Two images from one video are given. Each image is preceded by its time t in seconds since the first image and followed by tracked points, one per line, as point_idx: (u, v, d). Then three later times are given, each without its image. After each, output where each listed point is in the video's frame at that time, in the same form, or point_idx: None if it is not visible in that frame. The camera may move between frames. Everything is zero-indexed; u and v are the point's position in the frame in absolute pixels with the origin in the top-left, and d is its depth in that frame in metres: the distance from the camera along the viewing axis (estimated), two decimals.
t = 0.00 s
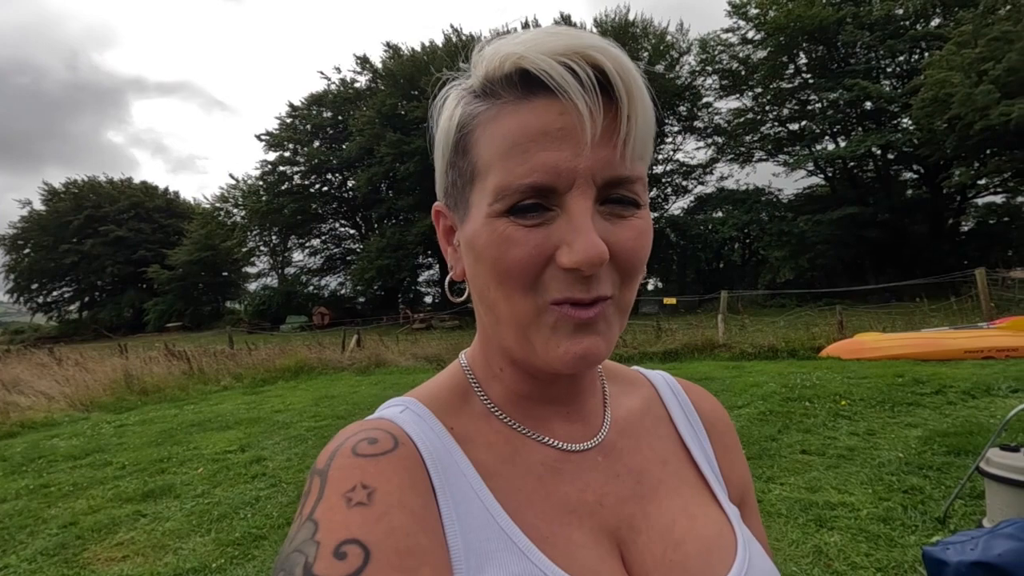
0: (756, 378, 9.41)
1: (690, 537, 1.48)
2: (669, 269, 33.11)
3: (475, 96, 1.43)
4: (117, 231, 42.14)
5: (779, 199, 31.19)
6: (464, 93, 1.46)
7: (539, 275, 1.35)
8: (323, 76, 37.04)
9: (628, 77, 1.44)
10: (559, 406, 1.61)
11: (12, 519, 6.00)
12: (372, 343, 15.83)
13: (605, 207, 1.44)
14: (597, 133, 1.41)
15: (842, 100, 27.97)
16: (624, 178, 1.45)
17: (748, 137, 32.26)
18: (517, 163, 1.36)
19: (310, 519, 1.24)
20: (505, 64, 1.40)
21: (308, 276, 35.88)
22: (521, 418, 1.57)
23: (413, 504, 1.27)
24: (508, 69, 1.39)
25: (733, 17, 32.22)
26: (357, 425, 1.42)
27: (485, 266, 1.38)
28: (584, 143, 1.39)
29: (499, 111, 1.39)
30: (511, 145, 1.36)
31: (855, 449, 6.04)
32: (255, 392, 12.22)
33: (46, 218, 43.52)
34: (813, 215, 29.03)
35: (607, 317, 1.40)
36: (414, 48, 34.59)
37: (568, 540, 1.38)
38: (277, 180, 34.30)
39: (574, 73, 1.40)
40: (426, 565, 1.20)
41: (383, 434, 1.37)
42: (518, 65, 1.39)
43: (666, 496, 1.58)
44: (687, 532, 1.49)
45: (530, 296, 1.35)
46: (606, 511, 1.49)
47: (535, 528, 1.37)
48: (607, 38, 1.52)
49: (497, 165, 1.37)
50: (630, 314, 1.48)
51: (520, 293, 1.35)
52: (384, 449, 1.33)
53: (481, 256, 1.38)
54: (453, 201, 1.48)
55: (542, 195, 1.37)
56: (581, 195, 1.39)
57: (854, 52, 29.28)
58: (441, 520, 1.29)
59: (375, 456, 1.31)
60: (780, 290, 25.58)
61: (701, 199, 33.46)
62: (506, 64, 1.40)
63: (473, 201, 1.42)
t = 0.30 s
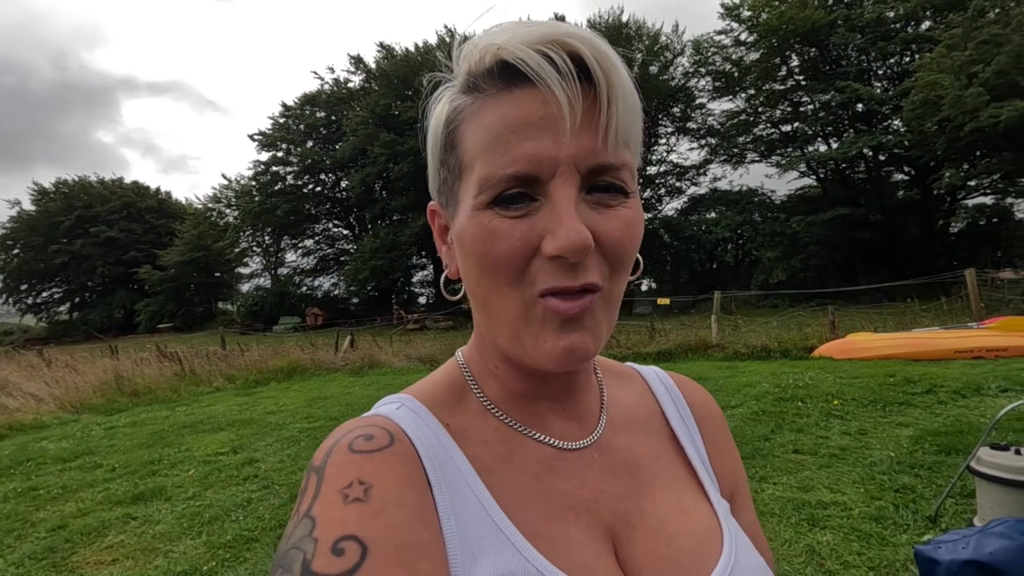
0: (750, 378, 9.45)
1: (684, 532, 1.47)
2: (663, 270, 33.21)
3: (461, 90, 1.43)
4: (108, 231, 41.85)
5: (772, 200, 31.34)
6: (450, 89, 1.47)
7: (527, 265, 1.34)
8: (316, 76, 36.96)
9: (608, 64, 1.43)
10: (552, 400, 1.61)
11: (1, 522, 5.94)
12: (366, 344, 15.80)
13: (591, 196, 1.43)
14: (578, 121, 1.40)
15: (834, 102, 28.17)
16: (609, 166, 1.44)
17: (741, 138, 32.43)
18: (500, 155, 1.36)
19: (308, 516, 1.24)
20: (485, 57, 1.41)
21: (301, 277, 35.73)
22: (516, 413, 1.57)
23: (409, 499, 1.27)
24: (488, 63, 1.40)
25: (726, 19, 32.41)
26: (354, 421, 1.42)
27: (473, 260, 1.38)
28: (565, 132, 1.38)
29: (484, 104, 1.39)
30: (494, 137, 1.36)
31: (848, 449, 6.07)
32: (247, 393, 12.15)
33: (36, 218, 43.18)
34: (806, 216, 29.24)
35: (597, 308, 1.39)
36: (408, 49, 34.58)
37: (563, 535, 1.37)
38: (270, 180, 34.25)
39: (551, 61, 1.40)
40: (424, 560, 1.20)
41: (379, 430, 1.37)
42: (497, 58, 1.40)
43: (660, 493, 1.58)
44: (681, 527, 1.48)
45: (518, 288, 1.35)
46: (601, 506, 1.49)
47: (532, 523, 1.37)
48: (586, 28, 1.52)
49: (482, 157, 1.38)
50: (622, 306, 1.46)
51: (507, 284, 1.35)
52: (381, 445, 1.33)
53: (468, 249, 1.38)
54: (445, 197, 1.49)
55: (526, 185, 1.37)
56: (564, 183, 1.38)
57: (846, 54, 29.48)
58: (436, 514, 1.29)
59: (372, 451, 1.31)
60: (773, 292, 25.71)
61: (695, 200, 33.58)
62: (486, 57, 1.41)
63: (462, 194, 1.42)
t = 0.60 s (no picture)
0: (742, 378, 9.50)
1: (672, 531, 1.47)
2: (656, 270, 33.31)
3: (436, 90, 1.43)
4: (98, 231, 41.49)
5: (765, 200, 31.51)
6: (427, 89, 1.47)
7: (506, 261, 1.34)
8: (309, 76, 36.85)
9: (581, 58, 1.43)
10: (540, 398, 1.61)
11: None
12: (358, 345, 15.76)
13: (569, 190, 1.43)
14: (551, 115, 1.40)
15: (825, 103, 28.40)
16: (585, 161, 1.44)
17: (734, 139, 32.57)
18: (475, 152, 1.37)
19: (291, 517, 1.23)
20: (457, 56, 1.41)
21: (294, 277, 35.58)
22: (503, 412, 1.57)
23: (393, 499, 1.27)
24: (461, 61, 1.40)
25: (718, 21, 32.59)
26: (340, 421, 1.42)
27: (452, 259, 1.38)
28: (537, 126, 1.38)
29: (459, 102, 1.39)
30: (470, 134, 1.36)
31: (839, 448, 6.11)
32: (239, 395, 12.08)
33: (24, 218, 42.76)
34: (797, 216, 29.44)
35: (579, 304, 1.39)
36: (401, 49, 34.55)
37: (550, 535, 1.38)
38: (263, 180, 34.13)
39: (523, 56, 1.39)
40: (408, 558, 1.20)
41: (364, 430, 1.36)
42: (469, 56, 1.39)
43: (649, 492, 1.58)
44: (668, 527, 1.48)
45: (496, 285, 1.34)
46: (589, 505, 1.50)
47: (518, 524, 1.37)
48: (559, 22, 1.51)
49: (459, 155, 1.38)
50: (606, 302, 1.46)
51: (486, 280, 1.34)
52: (366, 445, 1.32)
53: (448, 246, 1.38)
54: (427, 196, 1.48)
55: (503, 181, 1.37)
56: (541, 178, 1.38)
57: (837, 56, 29.59)
58: (420, 514, 1.29)
59: (357, 451, 1.31)
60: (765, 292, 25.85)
61: (688, 200, 33.69)
62: (458, 56, 1.41)
63: (441, 193, 1.42)
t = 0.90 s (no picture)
0: (736, 378, 9.54)
1: (670, 533, 1.48)
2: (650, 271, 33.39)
3: (435, 94, 1.43)
4: (89, 232, 41.17)
5: (758, 201, 31.65)
6: (426, 92, 1.46)
7: (504, 264, 1.34)
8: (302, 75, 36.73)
9: (578, 63, 1.43)
10: (539, 400, 1.61)
11: None
12: (353, 346, 15.71)
13: (567, 194, 1.43)
14: (548, 120, 1.40)
15: (818, 104, 28.58)
16: (584, 165, 1.44)
17: (727, 140, 32.71)
18: (473, 157, 1.37)
19: (292, 519, 1.23)
20: (455, 60, 1.41)
21: (288, 278, 35.43)
22: (503, 413, 1.57)
23: (393, 502, 1.27)
24: (459, 66, 1.40)
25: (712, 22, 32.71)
26: (340, 423, 1.42)
27: (451, 264, 1.38)
28: (534, 133, 1.38)
29: (458, 106, 1.39)
30: (468, 140, 1.37)
31: (832, 448, 6.14)
32: (232, 396, 12.00)
33: (14, 218, 42.37)
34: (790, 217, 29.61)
35: (578, 306, 1.39)
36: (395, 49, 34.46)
37: (551, 538, 1.37)
38: (256, 181, 33.98)
39: (520, 62, 1.40)
40: (408, 561, 1.20)
41: (364, 432, 1.36)
42: (466, 62, 1.40)
43: (649, 493, 1.59)
44: (667, 528, 1.49)
45: (497, 288, 1.34)
46: (590, 505, 1.50)
47: (520, 526, 1.37)
48: (557, 26, 1.51)
49: (457, 160, 1.38)
50: (605, 306, 1.46)
51: (484, 283, 1.34)
52: (366, 448, 1.32)
53: (447, 250, 1.38)
54: (426, 200, 1.49)
55: (502, 186, 1.37)
56: (539, 183, 1.39)
57: (830, 58, 29.83)
58: (421, 516, 1.29)
59: (358, 454, 1.31)
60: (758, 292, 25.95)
61: (682, 201, 33.79)
62: (456, 61, 1.41)
63: (440, 197, 1.42)
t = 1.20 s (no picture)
0: (730, 378, 9.57)
1: (677, 534, 1.48)
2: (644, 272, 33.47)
3: (445, 96, 1.42)
4: (81, 232, 40.84)
5: (751, 202, 31.80)
6: (436, 94, 1.46)
7: (514, 268, 1.34)
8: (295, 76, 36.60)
9: (590, 67, 1.43)
10: (544, 403, 1.61)
11: None
12: (347, 346, 15.65)
13: (577, 198, 1.43)
14: (560, 124, 1.40)
15: (810, 106, 28.76)
16: (593, 170, 1.44)
17: (720, 141, 32.86)
18: (486, 159, 1.36)
19: (297, 521, 1.22)
20: (468, 63, 1.40)
21: (281, 279, 35.28)
22: (508, 415, 1.56)
23: (399, 503, 1.26)
24: (472, 68, 1.40)
25: (705, 23, 32.85)
26: (345, 425, 1.41)
27: (458, 267, 1.38)
28: (547, 137, 1.38)
29: (470, 108, 1.38)
30: (479, 142, 1.36)
31: (825, 448, 6.18)
32: (226, 398, 11.91)
33: (4, 219, 41.99)
34: (783, 218, 29.76)
35: (585, 309, 1.39)
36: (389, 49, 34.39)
37: (558, 539, 1.37)
38: (249, 181, 33.82)
39: (533, 66, 1.39)
40: (415, 562, 1.19)
41: (369, 435, 1.36)
42: (479, 64, 1.39)
43: (656, 495, 1.59)
44: (673, 529, 1.49)
45: (505, 291, 1.34)
46: (595, 507, 1.50)
47: (526, 527, 1.36)
48: (569, 30, 1.51)
49: (468, 162, 1.38)
50: (611, 311, 1.47)
51: (493, 285, 1.34)
52: (372, 449, 1.32)
53: (455, 252, 1.38)
54: (433, 201, 1.48)
55: (512, 189, 1.36)
56: (549, 187, 1.38)
57: (822, 60, 30.05)
58: (427, 518, 1.28)
59: (363, 455, 1.30)
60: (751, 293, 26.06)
61: (676, 202, 33.88)
62: (468, 63, 1.40)
63: (449, 199, 1.42)
